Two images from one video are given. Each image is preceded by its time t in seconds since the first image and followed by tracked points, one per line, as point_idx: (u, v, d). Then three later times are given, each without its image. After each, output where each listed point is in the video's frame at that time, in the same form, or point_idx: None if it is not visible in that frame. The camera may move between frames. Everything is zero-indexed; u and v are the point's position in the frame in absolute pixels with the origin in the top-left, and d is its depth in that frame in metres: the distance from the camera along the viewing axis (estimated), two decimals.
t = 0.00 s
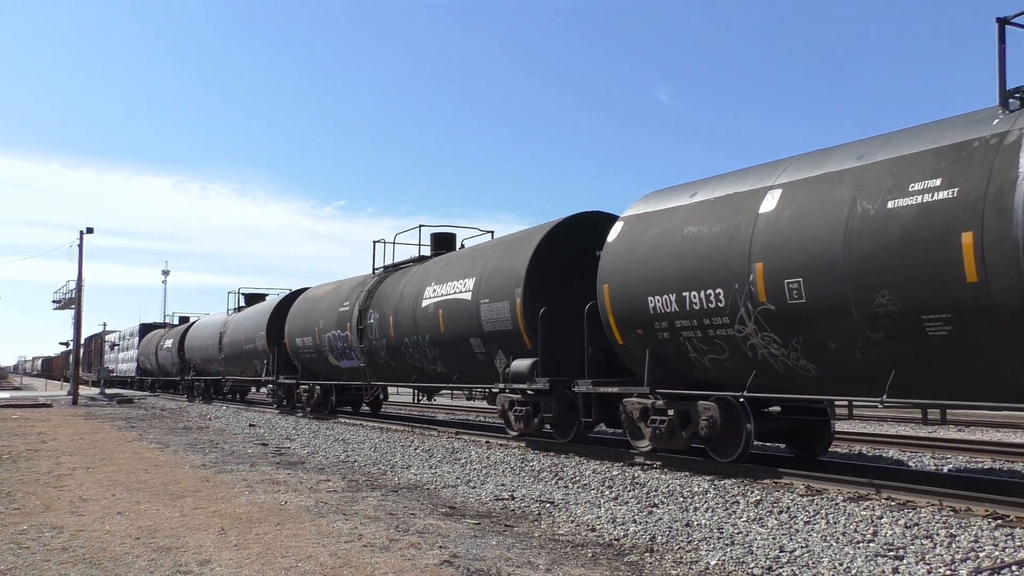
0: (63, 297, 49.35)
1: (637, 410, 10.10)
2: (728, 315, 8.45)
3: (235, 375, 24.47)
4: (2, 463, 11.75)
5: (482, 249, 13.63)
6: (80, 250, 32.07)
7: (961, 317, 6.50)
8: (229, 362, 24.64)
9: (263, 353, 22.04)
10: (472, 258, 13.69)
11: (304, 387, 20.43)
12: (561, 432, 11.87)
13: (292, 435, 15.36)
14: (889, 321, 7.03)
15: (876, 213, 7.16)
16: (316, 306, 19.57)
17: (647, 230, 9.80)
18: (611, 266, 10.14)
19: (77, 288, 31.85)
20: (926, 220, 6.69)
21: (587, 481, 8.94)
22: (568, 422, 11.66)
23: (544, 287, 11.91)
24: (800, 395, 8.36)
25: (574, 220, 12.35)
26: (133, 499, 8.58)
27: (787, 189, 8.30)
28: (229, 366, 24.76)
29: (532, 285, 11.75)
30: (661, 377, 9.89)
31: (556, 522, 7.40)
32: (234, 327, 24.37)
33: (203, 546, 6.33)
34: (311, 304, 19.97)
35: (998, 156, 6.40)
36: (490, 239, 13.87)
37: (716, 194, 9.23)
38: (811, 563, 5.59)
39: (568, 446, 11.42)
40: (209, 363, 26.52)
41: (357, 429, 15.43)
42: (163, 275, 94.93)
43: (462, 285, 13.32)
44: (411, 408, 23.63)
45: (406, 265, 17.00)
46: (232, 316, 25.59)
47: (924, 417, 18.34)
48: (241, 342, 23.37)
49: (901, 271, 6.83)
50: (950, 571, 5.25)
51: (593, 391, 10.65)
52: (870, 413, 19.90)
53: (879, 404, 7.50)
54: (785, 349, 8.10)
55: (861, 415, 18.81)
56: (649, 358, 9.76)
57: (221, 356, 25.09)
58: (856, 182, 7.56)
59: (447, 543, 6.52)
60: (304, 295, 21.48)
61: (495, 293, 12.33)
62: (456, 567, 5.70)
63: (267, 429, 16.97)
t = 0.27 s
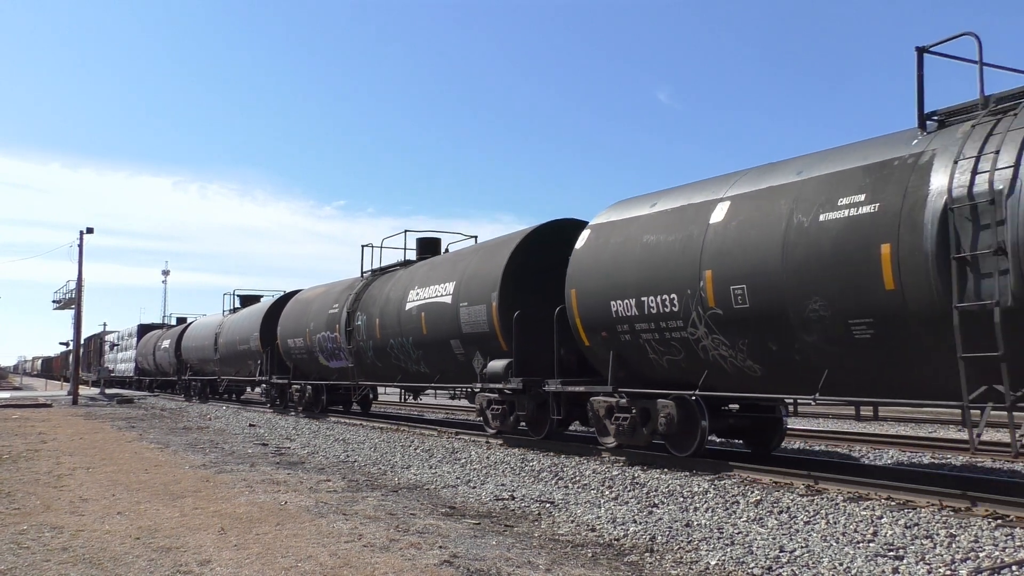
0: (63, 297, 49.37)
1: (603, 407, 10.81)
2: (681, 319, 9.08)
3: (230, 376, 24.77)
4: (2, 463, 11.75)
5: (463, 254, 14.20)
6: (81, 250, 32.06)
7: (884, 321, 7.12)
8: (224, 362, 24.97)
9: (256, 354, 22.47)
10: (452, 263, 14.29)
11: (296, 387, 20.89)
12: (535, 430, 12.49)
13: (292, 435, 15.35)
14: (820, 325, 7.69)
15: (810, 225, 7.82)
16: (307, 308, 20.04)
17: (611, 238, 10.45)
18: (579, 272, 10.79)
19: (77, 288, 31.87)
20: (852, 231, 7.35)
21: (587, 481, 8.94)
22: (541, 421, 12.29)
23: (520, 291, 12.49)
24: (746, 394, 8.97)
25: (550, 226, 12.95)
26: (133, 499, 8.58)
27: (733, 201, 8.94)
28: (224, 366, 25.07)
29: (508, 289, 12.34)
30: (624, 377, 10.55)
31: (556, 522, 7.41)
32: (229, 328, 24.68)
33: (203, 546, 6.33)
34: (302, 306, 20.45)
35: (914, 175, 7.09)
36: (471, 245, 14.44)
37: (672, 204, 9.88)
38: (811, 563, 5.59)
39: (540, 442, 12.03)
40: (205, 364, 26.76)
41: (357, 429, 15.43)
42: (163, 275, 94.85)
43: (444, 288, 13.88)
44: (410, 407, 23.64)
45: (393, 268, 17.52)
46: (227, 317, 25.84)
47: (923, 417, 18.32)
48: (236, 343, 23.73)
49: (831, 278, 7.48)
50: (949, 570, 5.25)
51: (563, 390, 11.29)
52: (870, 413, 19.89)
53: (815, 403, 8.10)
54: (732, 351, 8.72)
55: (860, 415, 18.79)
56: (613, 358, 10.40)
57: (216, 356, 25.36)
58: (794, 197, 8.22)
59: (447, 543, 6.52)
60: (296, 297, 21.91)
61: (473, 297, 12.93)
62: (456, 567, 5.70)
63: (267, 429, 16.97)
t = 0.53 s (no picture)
0: (63, 296, 49.36)
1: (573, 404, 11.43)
2: (640, 323, 9.70)
3: (225, 375, 25.01)
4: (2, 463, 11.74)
5: (445, 259, 14.64)
6: (81, 250, 32.08)
7: (817, 325, 7.75)
8: (219, 362, 25.24)
9: (249, 354, 22.84)
10: (434, 266, 14.72)
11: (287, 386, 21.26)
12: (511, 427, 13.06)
13: (292, 435, 15.35)
14: (762, 328, 8.32)
15: (753, 235, 8.43)
16: (297, 309, 20.42)
17: (580, 244, 11.07)
18: (550, 278, 11.38)
19: (77, 288, 31.88)
20: (789, 242, 7.97)
21: (587, 481, 8.94)
22: (517, 418, 12.86)
23: (497, 295, 12.98)
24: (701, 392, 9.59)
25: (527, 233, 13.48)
26: (133, 498, 8.58)
27: (688, 211, 9.55)
28: (219, 366, 25.31)
29: (485, 293, 12.82)
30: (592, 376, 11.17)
31: (556, 522, 7.41)
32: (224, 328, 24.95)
33: (203, 546, 6.33)
34: (292, 308, 20.86)
35: (843, 191, 7.69)
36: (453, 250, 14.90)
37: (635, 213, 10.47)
38: (811, 563, 5.59)
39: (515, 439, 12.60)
40: (201, 364, 26.95)
41: (357, 429, 15.42)
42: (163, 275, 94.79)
43: (426, 292, 14.32)
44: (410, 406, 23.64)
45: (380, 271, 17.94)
46: (223, 318, 26.04)
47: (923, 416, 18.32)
48: (230, 343, 24.01)
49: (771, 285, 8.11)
50: (949, 570, 5.25)
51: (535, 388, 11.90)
52: (870, 413, 19.88)
53: (760, 401, 8.73)
54: (686, 352, 9.34)
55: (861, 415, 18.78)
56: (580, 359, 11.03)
57: (212, 356, 25.58)
58: (740, 208, 8.82)
59: (447, 543, 6.52)
60: (288, 299, 22.29)
61: (454, 299, 13.35)
62: (456, 567, 5.70)
63: (267, 429, 16.96)
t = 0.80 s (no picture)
0: (64, 296, 49.33)
1: (546, 402, 11.93)
2: (603, 326, 10.22)
3: (221, 375, 25.19)
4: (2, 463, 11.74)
5: (428, 263, 15.07)
6: (81, 250, 32.09)
7: (760, 328, 8.22)
8: (214, 362, 25.45)
9: (242, 355, 23.13)
10: (417, 271, 15.17)
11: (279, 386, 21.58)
12: (489, 424, 13.48)
13: (292, 435, 15.36)
14: (712, 332, 8.78)
15: (704, 244, 8.91)
16: (288, 311, 20.77)
17: (551, 251, 11.62)
18: (524, 283, 11.88)
19: (76, 288, 31.89)
20: (735, 250, 8.45)
21: (587, 481, 8.94)
22: (496, 417, 13.28)
23: (476, 299, 13.43)
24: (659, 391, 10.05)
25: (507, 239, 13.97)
26: (133, 498, 8.58)
27: (648, 221, 10.06)
28: (215, 366, 25.52)
29: (464, 296, 13.28)
30: (562, 376, 11.69)
31: (556, 522, 7.41)
32: (220, 329, 25.18)
33: (203, 546, 6.33)
34: (283, 310, 21.23)
35: (783, 204, 8.17)
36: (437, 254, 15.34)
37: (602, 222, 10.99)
38: (811, 563, 5.59)
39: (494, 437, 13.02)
40: (197, 364, 27.10)
41: (357, 429, 15.42)
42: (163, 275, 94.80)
43: (409, 296, 14.75)
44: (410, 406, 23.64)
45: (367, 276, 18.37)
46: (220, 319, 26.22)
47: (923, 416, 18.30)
48: (226, 344, 24.24)
49: (719, 290, 8.59)
50: (949, 571, 5.25)
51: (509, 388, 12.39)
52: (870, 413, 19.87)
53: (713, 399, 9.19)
54: (646, 354, 9.82)
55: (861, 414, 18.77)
56: (552, 359, 11.54)
57: (208, 356, 25.76)
58: (693, 219, 9.30)
59: (447, 543, 6.52)
60: (280, 300, 22.63)
61: (436, 304, 13.80)
62: (456, 567, 5.70)
63: (267, 429, 16.96)
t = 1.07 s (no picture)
0: (63, 296, 49.36)
1: (520, 401, 12.37)
2: (572, 328, 10.78)
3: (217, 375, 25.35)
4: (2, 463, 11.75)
5: (413, 267, 15.50)
6: (80, 249, 32.11)
7: (710, 331, 8.73)
8: (210, 362, 25.62)
9: (237, 355, 23.37)
10: (402, 274, 15.61)
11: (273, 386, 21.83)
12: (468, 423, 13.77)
13: (292, 435, 15.37)
14: (668, 334, 9.30)
15: (660, 252, 9.45)
16: (281, 312, 21.11)
17: (524, 257, 12.17)
18: (499, 288, 12.43)
19: (76, 289, 31.91)
20: (687, 258, 8.98)
21: (587, 481, 8.94)
22: (476, 415, 13.56)
23: (457, 302, 13.90)
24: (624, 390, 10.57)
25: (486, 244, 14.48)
26: (133, 498, 8.58)
27: (613, 229, 10.59)
28: (210, 367, 25.68)
29: (445, 300, 13.74)
30: (536, 376, 12.20)
31: (556, 522, 7.41)
32: (216, 330, 25.38)
33: (203, 546, 6.33)
34: (276, 311, 21.58)
35: (731, 215, 8.69)
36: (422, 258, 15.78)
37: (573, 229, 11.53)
38: (811, 563, 5.59)
39: (475, 434, 13.30)
40: (194, 364, 27.22)
41: (357, 429, 15.42)
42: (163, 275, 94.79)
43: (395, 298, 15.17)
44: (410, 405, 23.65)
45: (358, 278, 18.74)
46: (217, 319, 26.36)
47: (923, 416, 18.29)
48: (222, 345, 24.42)
49: (673, 296, 9.11)
50: (949, 571, 5.25)
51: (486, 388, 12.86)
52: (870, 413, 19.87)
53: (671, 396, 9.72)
54: (610, 354, 10.31)
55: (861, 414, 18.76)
56: (525, 360, 12.06)
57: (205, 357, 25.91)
58: (652, 229, 9.83)
59: (447, 543, 6.52)
60: (274, 302, 22.92)
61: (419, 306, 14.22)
62: (456, 567, 5.70)
63: (267, 429, 16.97)
